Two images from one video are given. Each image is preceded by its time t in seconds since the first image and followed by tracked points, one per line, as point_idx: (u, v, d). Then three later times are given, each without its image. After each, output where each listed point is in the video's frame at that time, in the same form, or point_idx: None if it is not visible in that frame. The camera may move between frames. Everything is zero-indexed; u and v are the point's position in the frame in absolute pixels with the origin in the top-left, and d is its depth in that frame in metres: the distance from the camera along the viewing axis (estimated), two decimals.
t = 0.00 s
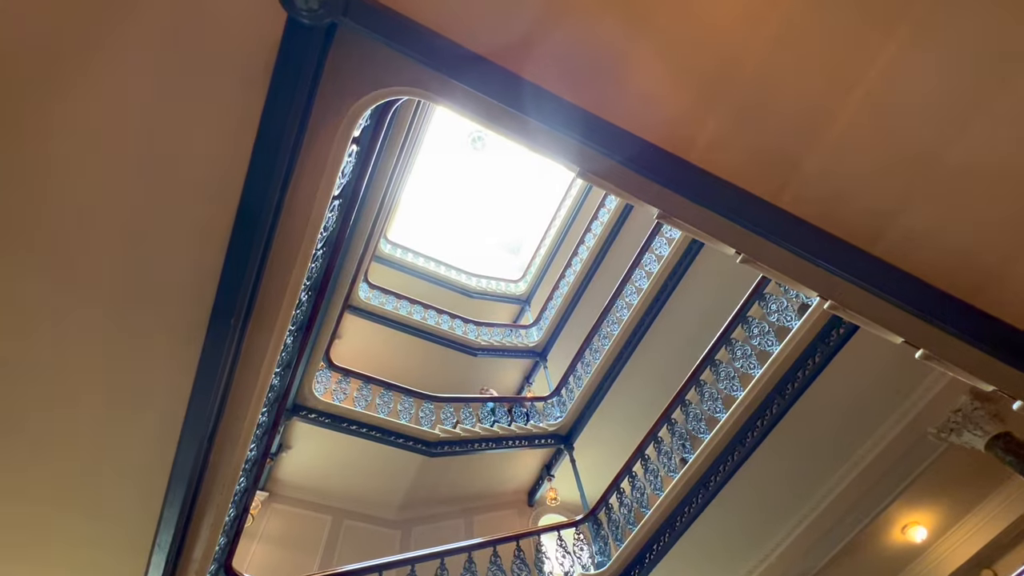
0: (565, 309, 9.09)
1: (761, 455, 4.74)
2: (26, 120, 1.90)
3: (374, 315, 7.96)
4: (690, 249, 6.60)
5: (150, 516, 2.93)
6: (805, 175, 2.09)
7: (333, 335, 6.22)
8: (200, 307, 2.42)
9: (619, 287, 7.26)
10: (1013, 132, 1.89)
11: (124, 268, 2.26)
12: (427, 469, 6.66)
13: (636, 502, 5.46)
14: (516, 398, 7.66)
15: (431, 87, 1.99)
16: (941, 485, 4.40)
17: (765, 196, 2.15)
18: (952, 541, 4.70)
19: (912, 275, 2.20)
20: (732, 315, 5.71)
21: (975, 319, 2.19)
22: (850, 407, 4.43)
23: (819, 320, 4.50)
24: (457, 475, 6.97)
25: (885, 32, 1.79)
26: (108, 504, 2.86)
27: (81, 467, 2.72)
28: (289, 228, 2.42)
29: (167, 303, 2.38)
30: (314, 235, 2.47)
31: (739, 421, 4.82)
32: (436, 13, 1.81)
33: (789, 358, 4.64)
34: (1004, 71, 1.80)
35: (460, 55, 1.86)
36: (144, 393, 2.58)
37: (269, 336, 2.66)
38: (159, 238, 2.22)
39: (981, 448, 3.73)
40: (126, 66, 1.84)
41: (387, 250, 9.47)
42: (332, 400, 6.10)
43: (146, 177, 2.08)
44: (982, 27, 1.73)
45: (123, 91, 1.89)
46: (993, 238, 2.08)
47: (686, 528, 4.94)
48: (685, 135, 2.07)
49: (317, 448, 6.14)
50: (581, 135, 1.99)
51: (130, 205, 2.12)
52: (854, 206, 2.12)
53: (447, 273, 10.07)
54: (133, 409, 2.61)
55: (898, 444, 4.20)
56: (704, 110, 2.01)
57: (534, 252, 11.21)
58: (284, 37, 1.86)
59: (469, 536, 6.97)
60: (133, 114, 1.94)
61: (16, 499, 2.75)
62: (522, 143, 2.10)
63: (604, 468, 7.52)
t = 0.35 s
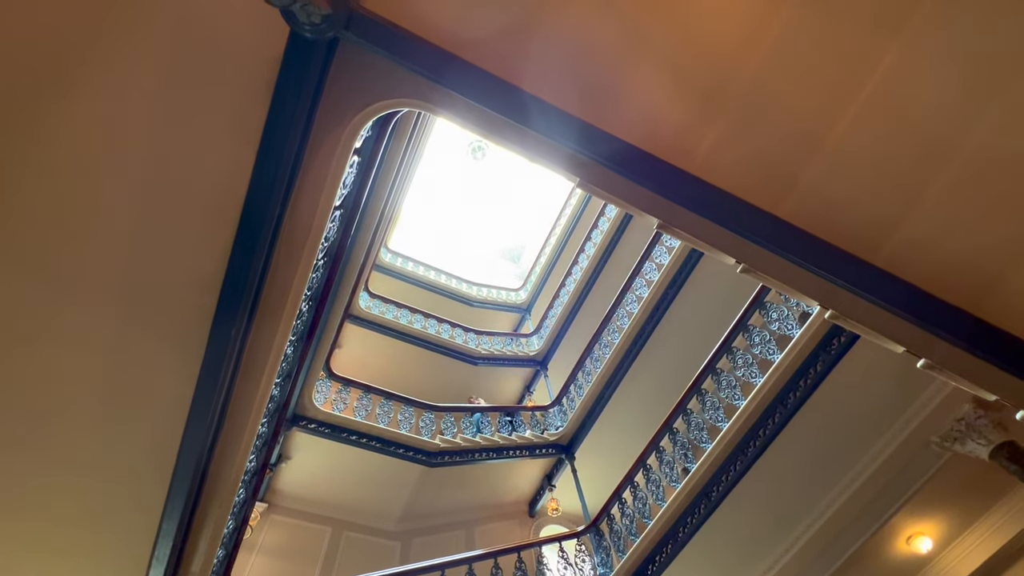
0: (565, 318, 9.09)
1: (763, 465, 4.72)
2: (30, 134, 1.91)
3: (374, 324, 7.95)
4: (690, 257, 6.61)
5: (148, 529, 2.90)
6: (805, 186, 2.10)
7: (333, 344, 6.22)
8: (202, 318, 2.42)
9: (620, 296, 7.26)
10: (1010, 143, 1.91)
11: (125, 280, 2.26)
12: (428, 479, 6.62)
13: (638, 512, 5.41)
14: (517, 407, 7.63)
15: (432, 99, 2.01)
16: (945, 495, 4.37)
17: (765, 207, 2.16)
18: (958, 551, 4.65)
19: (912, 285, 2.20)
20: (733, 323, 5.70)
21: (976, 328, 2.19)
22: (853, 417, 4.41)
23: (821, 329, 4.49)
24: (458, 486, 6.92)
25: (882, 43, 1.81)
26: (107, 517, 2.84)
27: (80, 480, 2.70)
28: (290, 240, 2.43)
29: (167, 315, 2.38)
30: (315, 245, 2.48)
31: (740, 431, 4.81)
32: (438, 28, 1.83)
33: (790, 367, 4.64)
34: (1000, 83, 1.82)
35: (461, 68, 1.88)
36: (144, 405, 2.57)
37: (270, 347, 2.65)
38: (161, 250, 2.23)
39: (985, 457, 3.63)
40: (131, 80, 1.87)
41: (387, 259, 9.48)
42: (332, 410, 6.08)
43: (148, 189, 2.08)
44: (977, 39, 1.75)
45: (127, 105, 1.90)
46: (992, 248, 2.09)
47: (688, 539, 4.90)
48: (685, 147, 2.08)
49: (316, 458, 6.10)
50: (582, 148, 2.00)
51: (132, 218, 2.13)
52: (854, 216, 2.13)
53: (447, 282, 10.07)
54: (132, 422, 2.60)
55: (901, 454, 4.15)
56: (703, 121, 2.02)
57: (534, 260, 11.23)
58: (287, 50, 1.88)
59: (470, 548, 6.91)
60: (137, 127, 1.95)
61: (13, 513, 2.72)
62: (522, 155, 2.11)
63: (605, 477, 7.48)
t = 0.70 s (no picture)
0: (566, 321, 9.08)
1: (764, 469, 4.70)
2: (32, 139, 1.92)
3: (374, 328, 7.95)
4: (690, 261, 6.61)
5: (146, 535, 2.89)
6: (804, 190, 2.10)
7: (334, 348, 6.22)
8: (202, 323, 2.42)
9: (620, 300, 7.26)
10: (1010, 147, 1.91)
11: (125, 284, 2.26)
12: (428, 484, 6.60)
13: (639, 517, 5.39)
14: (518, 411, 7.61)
15: (433, 104, 2.01)
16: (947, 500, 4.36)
17: (765, 211, 2.17)
18: (962, 556, 4.63)
19: (913, 290, 2.20)
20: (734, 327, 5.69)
21: (977, 334, 2.18)
22: (854, 421, 4.40)
23: (822, 332, 4.48)
24: (458, 490, 6.89)
25: (880, 49, 1.82)
26: (106, 523, 2.83)
27: (79, 485, 2.69)
28: (291, 245, 2.43)
29: (168, 319, 2.38)
30: (315, 251, 2.47)
31: (740, 435, 4.79)
32: (438, 34, 1.84)
33: (791, 370, 4.64)
34: (999, 88, 1.83)
35: (461, 73, 1.88)
36: (144, 409, 2.57)
37: (270, 351, 2.64)
38: (161, 255, 2.23)
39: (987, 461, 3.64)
40: (133, 85, 1.88)
41: (388, 263, 9.49)
42: (332, 415, 6.07)
43: (149, 194, 2.09)
44: (974, 45, 1.76)
45: (128, 111, 1.91)
46: (993, 252, 2.09)
47: (690, 544, 4.86)
48: (684, 151, 2.08)
49: (317, 462, 6.08)
50: (581, 152, 2.01)
51: (133, 222, 2.14)
52: (854, 220, 2.13)
53: (448, 286, 10.05)
54: (132, 426, 2.59)
55: (903, 458, 4.13)
56: (702, 126, 2.03)
57: (535, 264, 11.22)
58: (288, 55, 1.89)
59: (470, 553, 6.87)
60: (139, 132, 1.96)
61: (11, 518, 2.71)
62: (521, 159, 2.12)
63: (607, 482, 7.45)
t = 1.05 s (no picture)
0: (566, 319, 9.08)
1: (764, 467, 4.70)
2: (32, 138, 1.92)
3: (375, 326, 7.95)
4: (691, 259, 6.60)
5: (147, 532, 2.90)
6: (804, 190, 2.10)
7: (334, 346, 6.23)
8: (202, 322, 2.43)
9: (621, 298, 7.26)
10: (1010, 147, 1.91)
11: (126, 283, 2.27)
12: (428, 481, 6.62)
13: (639, 515, 5.39)
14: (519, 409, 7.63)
15: (433, 103, 2.01)
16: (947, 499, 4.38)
17: (765, 211, 2.17)
18: (960, 553, 4.64)
19: (912, 289, 2.20)
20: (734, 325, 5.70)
21: (978, 335, 2.18)
22: (856, 419, 4.41)
23: (822, 331, 4.45)
24: (458, 487, 6.91)
25: (880, 47, 1.82)
26: (107, 521, 2.84)
27: (81, 484, 2.71)
28: (291, 243, 2.43)
29: (168, 319, 2.38)
30: (315, 251, 2.47)
31: (741, 432, 4.77)
32: (438, 32, 1.84)
33: (792, 369, 4.61)
34: (1000, 87, 1.82)
35: (461, 72, 1.88)
36: (145, 408, 2.57)
37: (270, 349, 2.64)
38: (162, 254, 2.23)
39: (987, 460, 3.61)
40: (133, 85, 1.88)
41: (388, 261, 9.49)
42: (333, 412, 6.08)
43: (149, 194, 2.09)
44: (973, 47, 1.76)
45: (128, 109, 1.91)
46: (993, 251, 2.09)
47: (690, 541, 4.88)
48: (684, 150, 2.08)
49: (317, 460, 6.10)
50: (581, 151, 2.00)
51: (133, 221, 2.14)
52: (853, 219, 2.13)
53: (448, 284, 10.04)
54: (133, 424, 2.60)
55: (903, 456, 4.15)
56: (702, 127, 2.03)
57: (535, 262, 11.22)
58: (288, 55, 1.89)
59: (470, 551, 6.89)
60: (139, 131, 1.96)
61: (12, 516, 2.72)
62: (521, 158, 2.12)
63: (607, 480, 7.47)
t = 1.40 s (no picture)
0: (567, 310, 9.09)
1: (762, 457, 4.74)
2: (31, 130, 1.92)
3: (375, 317, 7.97)
4: (691, 250, 6.58)
5: (151, 520, 2.93)
6: (805, 181, 2.09)
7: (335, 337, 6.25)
8: (203, 312, 2.43)
9: (621, 289, 7.26)
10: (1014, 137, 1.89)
11: (127, 275, 2.27)
12: (429, 470, 6.67)
13: (638, 504, 5.43)
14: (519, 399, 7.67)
15: (433, 92, 1.99)
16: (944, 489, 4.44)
17: (766, 202, 2.16)
18: (954, 544, 4.71)
19: (912, 281, 2.20)
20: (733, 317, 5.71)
21: (979, 326, 2.18)
22: (854, 410, 4.44)
23: (821, 323, 4.43)
24: (459, 476, 6.97)
25: (885, 37, 1.79)
26: (111, 509, 2.87)
27: (85, 473, 2.73)
28: (291, 233, 2.43)
29: (169, 310, 2.39)
30: (315, 241, 2.47)
31: (742, 422, 4.76)
32: (437, 20, 1.82)
33: (791, 361, 4.58)
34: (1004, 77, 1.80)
35: (460, 61, 1.86)
36: (147, 397, 2.58)
37: (272, 339, 2.65)
38: (162, 245, 2.24)
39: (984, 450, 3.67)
40: (130, 76, 1.87)
41: (388, 252, 9.48)
42: (335, 402, 6.12)
43: (148, 185, 2.08)
44: (977, 37, 1.74)
45: (125, 98, 1.90)
46: (994, 243, 2.08)
47: (688, 530, 4.92)
48: (685, 141, 2.07)
49: (319, 449, 6.15)
50: (582, 141, 1.99)
51: (132, 210, 2.13)
52: (853, 211, 2.12)
53: (448, 275, 10.02)
54: (135, 413, 2.62)
55: (900, 447, 4.21)
56: (703, 117, 2.01)
57: (535, 253, 11.20)
58: (287, 44, 1.87)
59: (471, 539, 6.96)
60: (137, 123, 1.96)
61: (17, 506, 2.75)
62: (522, 149, 2.10)
63: (606, 469, 7.53)
